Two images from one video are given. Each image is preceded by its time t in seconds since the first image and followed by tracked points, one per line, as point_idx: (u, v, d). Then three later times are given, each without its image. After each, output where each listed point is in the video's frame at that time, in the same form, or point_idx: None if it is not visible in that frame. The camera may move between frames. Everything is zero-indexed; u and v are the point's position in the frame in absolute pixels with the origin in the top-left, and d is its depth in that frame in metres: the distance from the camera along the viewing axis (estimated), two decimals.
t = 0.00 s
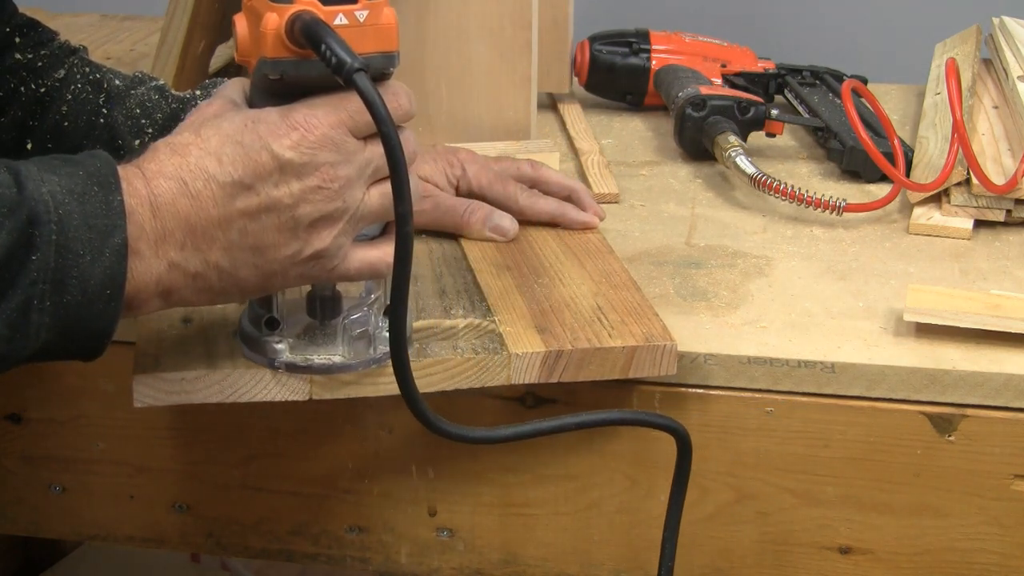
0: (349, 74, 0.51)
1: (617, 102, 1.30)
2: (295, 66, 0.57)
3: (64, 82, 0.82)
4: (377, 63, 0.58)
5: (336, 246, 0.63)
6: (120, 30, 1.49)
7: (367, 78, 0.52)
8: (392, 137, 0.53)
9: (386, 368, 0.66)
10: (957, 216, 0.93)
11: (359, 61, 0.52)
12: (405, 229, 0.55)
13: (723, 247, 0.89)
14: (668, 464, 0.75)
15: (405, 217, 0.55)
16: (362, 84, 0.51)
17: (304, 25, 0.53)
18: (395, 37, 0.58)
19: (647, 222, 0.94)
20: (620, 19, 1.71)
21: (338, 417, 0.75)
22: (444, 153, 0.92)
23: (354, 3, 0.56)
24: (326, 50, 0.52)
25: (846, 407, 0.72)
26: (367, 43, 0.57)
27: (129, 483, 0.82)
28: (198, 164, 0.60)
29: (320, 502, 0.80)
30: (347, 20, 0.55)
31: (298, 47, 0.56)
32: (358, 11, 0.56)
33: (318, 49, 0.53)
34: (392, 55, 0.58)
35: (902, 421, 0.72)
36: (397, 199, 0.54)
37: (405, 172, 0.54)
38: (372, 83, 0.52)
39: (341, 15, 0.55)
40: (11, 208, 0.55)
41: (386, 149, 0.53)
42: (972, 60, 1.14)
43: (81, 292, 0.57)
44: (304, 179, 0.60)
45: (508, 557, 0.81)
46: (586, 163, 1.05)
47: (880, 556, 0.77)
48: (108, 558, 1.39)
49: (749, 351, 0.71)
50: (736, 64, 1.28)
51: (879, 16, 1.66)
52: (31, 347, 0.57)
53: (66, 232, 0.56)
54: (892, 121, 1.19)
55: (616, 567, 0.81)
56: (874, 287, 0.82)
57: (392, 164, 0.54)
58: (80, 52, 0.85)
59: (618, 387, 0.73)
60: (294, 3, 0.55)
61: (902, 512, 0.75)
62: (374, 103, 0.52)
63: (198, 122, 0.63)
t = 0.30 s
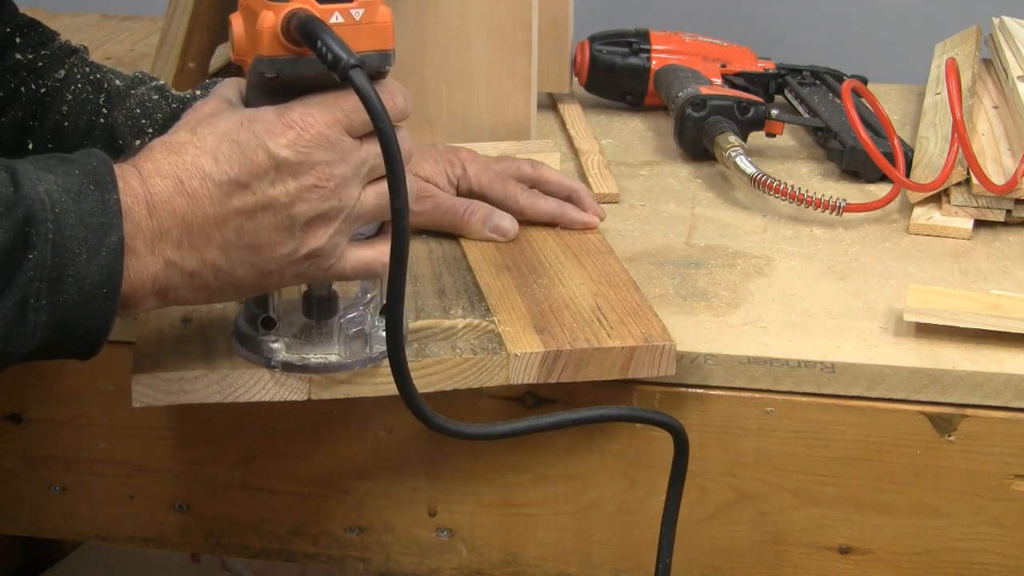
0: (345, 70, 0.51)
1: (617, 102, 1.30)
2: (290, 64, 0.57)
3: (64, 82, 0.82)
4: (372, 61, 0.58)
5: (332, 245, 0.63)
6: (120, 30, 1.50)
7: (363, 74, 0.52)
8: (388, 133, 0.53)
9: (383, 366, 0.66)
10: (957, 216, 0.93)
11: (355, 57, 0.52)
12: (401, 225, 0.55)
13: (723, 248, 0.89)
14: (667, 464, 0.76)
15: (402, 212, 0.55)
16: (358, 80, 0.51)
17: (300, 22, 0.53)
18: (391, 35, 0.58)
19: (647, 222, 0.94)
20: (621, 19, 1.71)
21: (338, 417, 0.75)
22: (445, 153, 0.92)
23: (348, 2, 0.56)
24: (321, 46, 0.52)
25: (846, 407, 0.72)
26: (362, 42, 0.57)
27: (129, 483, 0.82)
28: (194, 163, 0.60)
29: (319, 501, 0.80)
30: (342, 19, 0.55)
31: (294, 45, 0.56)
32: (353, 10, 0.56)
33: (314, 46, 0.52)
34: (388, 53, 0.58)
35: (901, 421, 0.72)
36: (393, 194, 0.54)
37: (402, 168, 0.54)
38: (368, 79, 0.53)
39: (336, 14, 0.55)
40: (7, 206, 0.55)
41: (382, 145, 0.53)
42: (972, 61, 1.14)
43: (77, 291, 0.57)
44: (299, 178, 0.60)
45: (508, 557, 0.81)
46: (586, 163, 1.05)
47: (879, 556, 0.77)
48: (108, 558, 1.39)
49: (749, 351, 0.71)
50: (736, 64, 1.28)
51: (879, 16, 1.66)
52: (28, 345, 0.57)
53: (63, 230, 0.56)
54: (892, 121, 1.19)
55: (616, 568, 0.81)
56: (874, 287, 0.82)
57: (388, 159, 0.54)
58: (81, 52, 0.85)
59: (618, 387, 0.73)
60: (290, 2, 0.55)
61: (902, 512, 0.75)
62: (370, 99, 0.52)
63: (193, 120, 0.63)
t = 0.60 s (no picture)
0: (342, 66, 0.51)
1: (617, 102, 1.30)
2: (288, 62, 0.57)
3: (65, 82, 0.83)
4: (369, 60, 0.58)
5: (329, 243, 0.63)
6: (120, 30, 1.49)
7: (361, 70, 0.52)
8: (386, 129, 0.52)
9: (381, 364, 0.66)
10: (957, 216, 0.93)
11: (353, 53, 0.52)
12: (400, 220, 0.55)
13: (723, 247, 0.89)
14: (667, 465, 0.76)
15: (400, 208, 0.55)
16: (356, 76, 0.51)
17: (298, 20, 0.53)
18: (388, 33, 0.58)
19: (647, 222, 0.94)
20: (621, 19, 1.71)
21: (338, 417, 0.75)
22: (445, 152, 0.92)
23: None
24: (318, 42, 0.52)
25: (846, 407, 0.72)
26: (359, 40, 0.57)
27: (129, 483, 0.82)
28: (191, 160, 0.60)
29: (319, 501, 0.80)
30: (339, 17, 0.55)
31: (291, 42, 0.56)
32: (350, 8, 0.56)
33: (311, 43, 0.52)
34: (385, 51, 0.58)
35: (902, 421, 0.72)
36: (392, 190, 0.54)
37: (400, 163, 0.54)
38: (366, 75, 0.52)
39: (334, 12, 0.55)
40: (5, 204, 0.55)
41: (380, 140, 0.53)
42: (971, 61, 1.15)
43: (76, 288, 0.57)
44: (297, 175, 0.60)
45: (509, 557, 0.81)
46: (586, 163, 1.05)
47: (879, 556, 0.77)
48: (107, 558, 1.39)
49: (749, 351, 0.71)
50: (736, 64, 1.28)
51: (879, 16, 1.66)
52: (25, 343, 0.57)
53: (61, 228, 0.56)
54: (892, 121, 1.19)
55: (615, 568, 0.81)
56: (874, 287, 0.82)
57: (386, 154, 0.54)
58: (83, 52, 0.85)
59: (618, 387, 0.73)
60: None
61: (902, 512, 0.75)
62: (368, 95, 0.51)
63: (190, 118, 0.63)
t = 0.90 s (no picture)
0: (342, 62, 0.51)
1: (617, 102, 1.30)
2: (285, 60, 0.57)
3: (66, 82, 0.83)
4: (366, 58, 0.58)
5: (328, 242, 0.63)
6: (120, 30, 1.49)
7: (360, 66, 0.51)
8: (386, 124, 0.52)
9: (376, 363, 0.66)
10: (957, 216, 0.93)
11: (352, 50, 0.52)
12: (400, 215, 0.55)
13: (723, 248, 0.89)
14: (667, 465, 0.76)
15: (399, 202, 0.55)
16: (355, 72, 0.51)
17: (297, 17, 0.53)
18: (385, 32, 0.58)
19: (647, 222, 0.94)
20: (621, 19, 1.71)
21: (338, 416, 0.75)
22: (445, 152, 0.92)
23: None
24: (318, 39, 0.52)
25: (846, 407, 0.72)
26: (357, 38, 0.57)
27: (129, 483, 0.82)
28: (190, 159, 0.60)
29: (319, 501, 0.80)
30: (337, 15, 0.55)
31: (290, 40, 0.56)
32: (348, 6, 0.56)
33: (311, 40, 0.52)
34: (382, 50, 0.58)
35: (902, 421, 0.72)
36: (392, 184, 0.54)
37: (399, 159, 0.54)
38: (365, 71, 0.52)
39: (331, 10, 0.55)
40: (5, 202, 0.55)
41: (380, 137, 0.53)
42: (971, 61, 1.14)
43: (74, 287, 0.57)
44: (294, 174, 0.60)
45: (509, 557, 0.81)
46: (586, 163, 1.05)
47: (879, 556, 0.77)
48: (107, 558, 1.39)
49: (749, 351, 0.71)
50: (736, 64, 1.28)
51: (879, 16, 1.66)
52: (25, 341, 0.57)
53: (60, 226, 0.56)
54: (892, 121, 1.19)
55: (616, 568, 0.81)
56: (874, 287, 0.82)
57: (386, 150, 0.54)
58: (84, 52, 0.86)
59: (617, 387, 0.73)
60: None
61: (902, 512, 0.75)
62: (368, 91, 0.51)
63: (188, 117, 0.63)
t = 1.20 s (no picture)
0: (344, 57, 0.51)
1: (617, 102, 1.30)
2: (285, 57, 0.57)
3: (66, 84, 0.82)
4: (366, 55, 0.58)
5: (326, 239, 0.63)
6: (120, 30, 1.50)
7: (363, 61, 0.52)
8: (388, 118, 0.52)
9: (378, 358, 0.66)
10: (957, 216, 0.93)
11: (354, 45, 0.52)
12: (401, 209, 0.55)
13: (723, 247, 0.89)
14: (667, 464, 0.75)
15: (401, 196, 0.55)
16: (358, 67, 0.51)
17: (296, 13, 0.53)
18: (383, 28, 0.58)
19: (647, 222, 0.94)
20: (620, 19, 1.71)
21: (338, 416, 0.75)
22: (445, 151, 0.92)
23: None
24: (320, 35, 0.52)
25: (846, 407, 0.72)
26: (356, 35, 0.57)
27: (129, 483, 0.82)
28: (189, 158, 0.60)
29: (319, 501, 0.80)
30: (336, 12, 0.55)
31: (289, 38, 0.56)
32: (347, 3, 0.56)
33: (313, 35, 0.52)
34: (381, 47, 0.58)
35: (902, 421, 0.72)
36: (393, 178, 0.54)
37: (401, 153, 0.54)
38: (367, 66, 0.52)
39: (330, 7, 0.55)
40: (8, 202, 0.55)
41: (381, 131, 0.53)
42: (971, 61, 1.15)
43: (76, 286, 0.57)
44: (293, 172, 0.61)
45: (509, 557, 0.81)
46: (586, 163, 1.05)
47: (879, 556, 0.77)
48: (107, 558, 1.38)
49: (749, 351, 0.71)
50: (736, 64, 1.28)
51: (878, 16, 1.66)
52: (27, 340, 0.57)
53: (63, 226, 0.56)
54: (891, 121, 1.19)
55: (616, 567, 0.81)
56: (874, 286, 0.82)
57: (388, 145, 0.54)
58: (84, 53, 0.86)
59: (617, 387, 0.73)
60: None
61: (902, 512, 0.75)
62: (370, 85, 0.51)
63: (187, 116, 0.63)
